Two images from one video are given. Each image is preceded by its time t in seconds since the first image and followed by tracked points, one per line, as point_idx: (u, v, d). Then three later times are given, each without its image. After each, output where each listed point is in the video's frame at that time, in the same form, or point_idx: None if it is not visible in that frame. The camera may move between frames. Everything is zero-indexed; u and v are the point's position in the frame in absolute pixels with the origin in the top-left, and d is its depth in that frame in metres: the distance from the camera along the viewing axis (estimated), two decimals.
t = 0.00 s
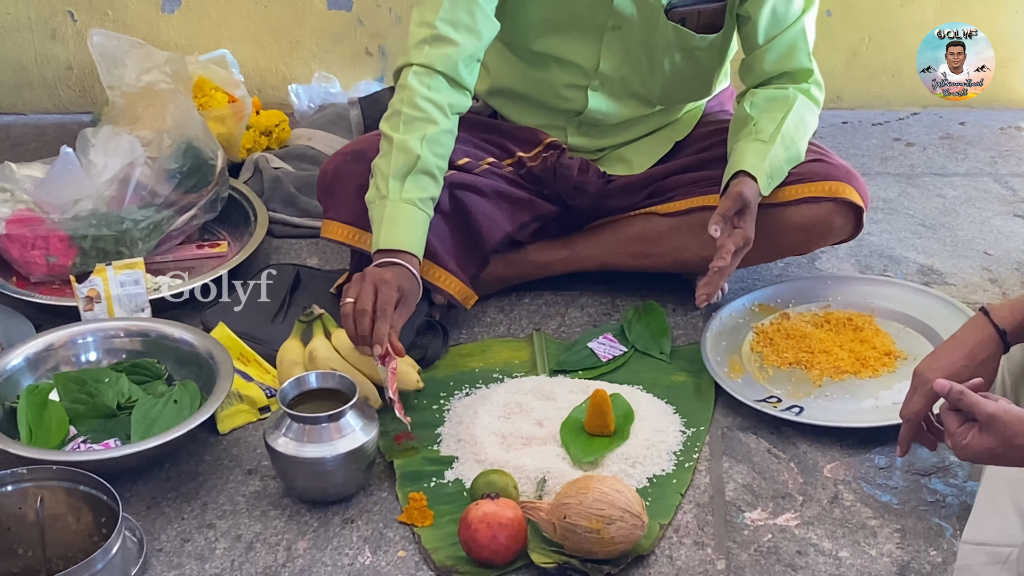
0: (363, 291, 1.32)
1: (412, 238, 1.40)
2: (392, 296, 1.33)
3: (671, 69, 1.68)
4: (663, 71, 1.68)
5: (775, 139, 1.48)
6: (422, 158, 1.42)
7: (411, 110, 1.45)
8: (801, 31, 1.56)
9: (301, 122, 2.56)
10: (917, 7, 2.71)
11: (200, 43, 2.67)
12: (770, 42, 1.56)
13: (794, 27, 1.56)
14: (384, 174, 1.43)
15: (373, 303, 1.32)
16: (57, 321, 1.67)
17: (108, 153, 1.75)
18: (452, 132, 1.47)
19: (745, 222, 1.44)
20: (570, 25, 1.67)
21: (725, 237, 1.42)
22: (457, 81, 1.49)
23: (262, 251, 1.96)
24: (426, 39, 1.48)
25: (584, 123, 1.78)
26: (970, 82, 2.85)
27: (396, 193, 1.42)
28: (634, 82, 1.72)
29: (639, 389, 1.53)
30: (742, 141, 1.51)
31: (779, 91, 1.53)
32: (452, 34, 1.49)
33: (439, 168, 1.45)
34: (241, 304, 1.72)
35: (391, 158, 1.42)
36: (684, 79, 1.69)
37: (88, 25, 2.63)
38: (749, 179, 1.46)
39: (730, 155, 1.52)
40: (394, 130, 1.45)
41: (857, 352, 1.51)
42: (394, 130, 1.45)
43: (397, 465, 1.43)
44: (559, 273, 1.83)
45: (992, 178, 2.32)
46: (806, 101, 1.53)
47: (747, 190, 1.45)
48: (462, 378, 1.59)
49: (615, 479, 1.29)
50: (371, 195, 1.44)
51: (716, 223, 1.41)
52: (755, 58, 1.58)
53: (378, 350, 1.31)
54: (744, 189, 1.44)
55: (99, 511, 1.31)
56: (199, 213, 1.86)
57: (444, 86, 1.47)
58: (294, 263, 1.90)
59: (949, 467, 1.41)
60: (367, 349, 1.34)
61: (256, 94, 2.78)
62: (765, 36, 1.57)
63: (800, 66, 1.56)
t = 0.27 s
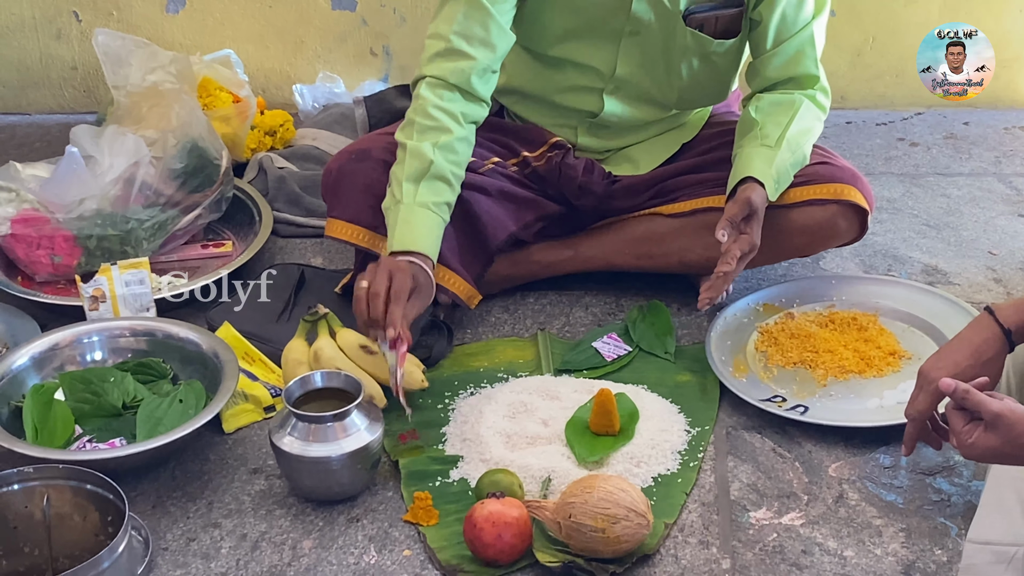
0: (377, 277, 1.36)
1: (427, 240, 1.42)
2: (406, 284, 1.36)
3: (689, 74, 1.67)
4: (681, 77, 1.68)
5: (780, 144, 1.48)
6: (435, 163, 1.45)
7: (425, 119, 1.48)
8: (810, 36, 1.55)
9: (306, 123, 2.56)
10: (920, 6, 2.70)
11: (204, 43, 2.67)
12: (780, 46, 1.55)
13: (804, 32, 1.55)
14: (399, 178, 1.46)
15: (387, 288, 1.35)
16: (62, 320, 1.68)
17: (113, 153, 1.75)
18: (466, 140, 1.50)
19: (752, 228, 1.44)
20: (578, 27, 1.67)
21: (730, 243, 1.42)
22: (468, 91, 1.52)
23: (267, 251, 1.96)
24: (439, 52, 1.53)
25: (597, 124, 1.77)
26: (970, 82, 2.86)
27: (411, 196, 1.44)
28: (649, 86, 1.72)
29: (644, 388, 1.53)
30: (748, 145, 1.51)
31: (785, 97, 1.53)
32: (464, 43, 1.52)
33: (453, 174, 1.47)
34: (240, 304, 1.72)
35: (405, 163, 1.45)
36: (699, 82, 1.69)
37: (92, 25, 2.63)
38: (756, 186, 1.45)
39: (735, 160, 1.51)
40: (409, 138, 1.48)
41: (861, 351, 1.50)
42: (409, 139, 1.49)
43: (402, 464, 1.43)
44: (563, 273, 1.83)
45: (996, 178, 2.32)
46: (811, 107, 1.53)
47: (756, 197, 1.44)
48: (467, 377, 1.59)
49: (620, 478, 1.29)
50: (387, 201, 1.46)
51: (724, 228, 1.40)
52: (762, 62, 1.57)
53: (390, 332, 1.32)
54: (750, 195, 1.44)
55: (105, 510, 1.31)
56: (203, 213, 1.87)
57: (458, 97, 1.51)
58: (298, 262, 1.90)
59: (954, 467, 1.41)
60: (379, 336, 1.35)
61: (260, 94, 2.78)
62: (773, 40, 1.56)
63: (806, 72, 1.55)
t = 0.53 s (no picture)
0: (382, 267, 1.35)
1: (432, 232, 1.42)
2: (411, 274, 1.36)
3: (694, 76, 1.68)
4: (685, 78, 1.68)
5: (784, 145, 1.48)
6: (440, 160, 1.45)
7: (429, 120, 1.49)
8: (814, 38, 1.55)
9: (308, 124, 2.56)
10: (922, 6, 2.71)
11: (204, 42, 2.67)
12: (783, 48, 1.56)
13: (808, 34, 1.55)
14: (404, 177, 1.46)
15: (392, 279, 1.35)
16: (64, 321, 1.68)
17: (114, 154, 1.74)
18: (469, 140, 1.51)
19: (758, 228, 1.44)
20: (581, 29, 1.67)
21: (737, 243, 1.42)
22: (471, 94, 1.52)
23: (268, 251, 1.96)
24: (442, 58, 1.53)
25: (602, 125, 1.77)
26: (970, 82, 2.86)
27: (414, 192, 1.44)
28: (654, 87, 1.72)
29: (645, 389, 1.53)
30: (751, 147, 1.51)
31: (788, 99, 1.53)
32: (466, 45, 1.53)
33: (458, 172, 1.48)
34: (241, 304, 1.72)
35: (410, 161, 1.46)
36: (705, 84, 1.69)
37: (94, 26, 2.63)
38: (762, 188, 1.45)
39: (739, 162, 1.51)
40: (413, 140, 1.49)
41: (862, 352, 1.50)
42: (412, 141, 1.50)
43: (403, 465, 1.43)
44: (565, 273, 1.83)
45: (997, 179, 2.32)
46: (815, 109, 1.53)
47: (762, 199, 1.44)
48: (469, 378, 1.59)
49: (622, 479, 1.29)
50: (392, 199, 1.46)
51: (729, 229, 1.41)
52: (765, 64, 1.57)
53: (396, 322, 1.32)
54: (756, 196, 1.44)
55: (107, 509, 1.32)
56: (205, 214, 1.88)
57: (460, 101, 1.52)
58: (299, 262, 1.90)
59: (956, 467, 1.41)
60: (383, 325, 1.35)
61: (262, 95, 2.78)
62: (776, 42, 1.56)
63: (810, 74, 1.55)
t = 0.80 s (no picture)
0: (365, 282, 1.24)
1: (423, 243, 1.31)
2: (398, 290, 1.25)
3: (706, 55, 1.57)
4: (698, 57, 1.57)
5: (805, 132, 1.37)
6: (431, 161, 1.34)
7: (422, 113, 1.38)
8: (835, 16, 1.44)
9: (289, 109, 2.44)
10: None
11: (179, 22, 2.56)
12: (802, 25, 1.44)
13: (828, 11, 1.44)
14: (393, 178, 1.35)
15: (377, 295, 1.24)
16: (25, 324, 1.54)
17: (80, 143, 1.63)
18: (466, 136, 1.39)
19: (778, 223, 1.33)
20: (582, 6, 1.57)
21: (755, 240, 1.31)
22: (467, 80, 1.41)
23: (248, 248, 1.85)
24: (434, 42, 1.42)
25: (608, 110, 1.66)
26: (969, 82, 2.75)
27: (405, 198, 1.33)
28: (663, 69, 1.61)
29: (655, 397, 1.42)
30: (769, 134, 1.40)
31: (808, 82, 1.42)
32: (462, 25, 1.41)
33: (451, 173, 1.37)
34: (240, 304, 1.62)
35: (400, 162, 1.34)
36: (717, 65, 1.59)
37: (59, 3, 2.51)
38: (784, 180, 1.34)
39: (755, 150, 1.40)
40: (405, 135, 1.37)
41: (890, 357, 1.40)
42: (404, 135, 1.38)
43: (393, 479, 1.32)
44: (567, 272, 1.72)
45: None
46: (837, 93, 1.42)
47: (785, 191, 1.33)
48: (464, 385, 1.48)
49: (630, 493, 1.20)
50: (381, 203, 1.35)
51: (747, 224, 1.29)
52: (782, 43, 1.46)
53: (382, 344, 1.22)
54: (778, 188, 1.33)
55: (72, 527, 1.20)
56: (178, 207, 1.77)
57: (457, 90, 1.41)
58: (281, 260, 1.78)
59: (991, 482, 1.30)
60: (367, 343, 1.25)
61: (240, 78, 2.66)
62: (795, 20, 1.45)
63: (831, 54, 1.44)
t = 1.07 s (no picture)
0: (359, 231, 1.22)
1: (424, 211, 1.28)
2: (392, 237, 1.22)
3: (704, 49, 1.53)
4: (696, 50, 1.53)
5: (808, 128, 1.33)
6: (430, 137, 1.31)
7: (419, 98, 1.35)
8: (838, 8, 1.40)
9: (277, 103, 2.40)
10: None
11: (165, 15, 2.52)
12: (804, 18, 1.40)
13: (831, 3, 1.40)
14: (389, 155, 1.32)
15: (369, 241, 1.22)
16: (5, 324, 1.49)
17: (62, 137, 1.60)
18: (466, 120, 1.36)
19: (779, 222, 1.29)
20: None
21: (755, 239, 1.28)
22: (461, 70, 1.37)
23: (234, 246, 1.80)
24: (429, 34, 1.38)
25: (605, 104, 1.62)
26: (970, 83, 2.68)
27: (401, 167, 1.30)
28: (661, 62, 1.57)
29: (654, 400, 1.38)
30: (770, 130, 1.36)
31: (810, 76, 1.38)
32: (454, 18, 1.38)
33: (450, 150, 1.33)
34: (240, 304, 1.57)
35: (397, 137, 1.31)
36: (718, 58, 1.55)
37: None
38: (785, 177, 1.31)
39: (757, 147, 1.36)
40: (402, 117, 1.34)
41: (896, 358, 1.35)
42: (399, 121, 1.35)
43: (384, 484, 1.28)
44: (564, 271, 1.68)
45: None
46: (840, 87, 1.38)
47: (785, 188, 1.30)
48: (457, 388, 1.44)
49: (628, 499, 1.17)
50: (376, 180, 1.32)
51: (746, 222, 1.26)
52: (784, 36, 1.42)
53: (372, 286, 1.18)
54: (779, 185, 1.29)
55: (52, 535, 1.17)
56: (163, 203, 1.72)
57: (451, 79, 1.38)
58: (269, 259, 1.74)
59: (1000, 487, 1.26)
60: (359, 291, 1.21)
61: (227, 71, 2.61)
62: (797, 13, 1.41)
63: (834, 47, 1.40)
